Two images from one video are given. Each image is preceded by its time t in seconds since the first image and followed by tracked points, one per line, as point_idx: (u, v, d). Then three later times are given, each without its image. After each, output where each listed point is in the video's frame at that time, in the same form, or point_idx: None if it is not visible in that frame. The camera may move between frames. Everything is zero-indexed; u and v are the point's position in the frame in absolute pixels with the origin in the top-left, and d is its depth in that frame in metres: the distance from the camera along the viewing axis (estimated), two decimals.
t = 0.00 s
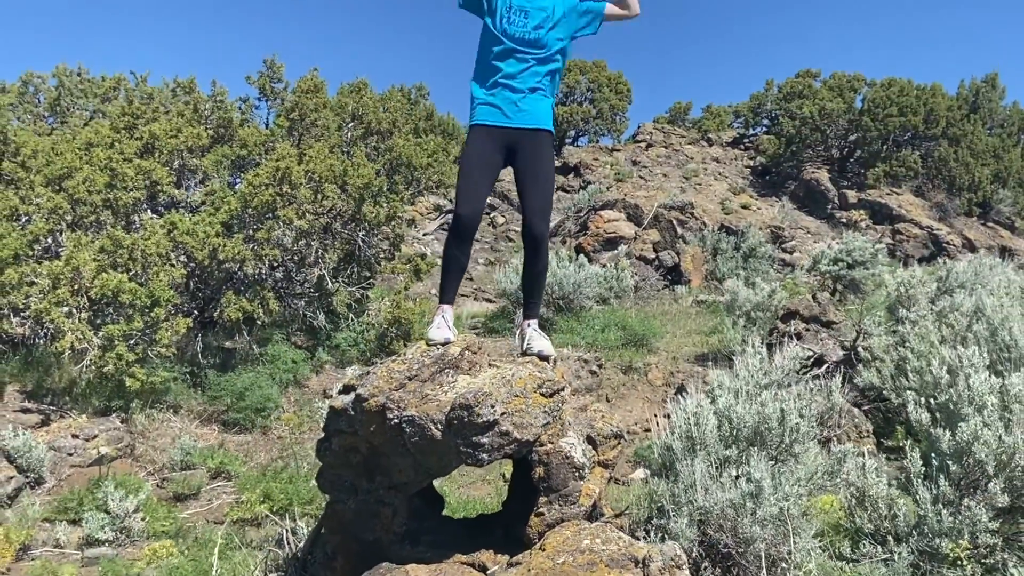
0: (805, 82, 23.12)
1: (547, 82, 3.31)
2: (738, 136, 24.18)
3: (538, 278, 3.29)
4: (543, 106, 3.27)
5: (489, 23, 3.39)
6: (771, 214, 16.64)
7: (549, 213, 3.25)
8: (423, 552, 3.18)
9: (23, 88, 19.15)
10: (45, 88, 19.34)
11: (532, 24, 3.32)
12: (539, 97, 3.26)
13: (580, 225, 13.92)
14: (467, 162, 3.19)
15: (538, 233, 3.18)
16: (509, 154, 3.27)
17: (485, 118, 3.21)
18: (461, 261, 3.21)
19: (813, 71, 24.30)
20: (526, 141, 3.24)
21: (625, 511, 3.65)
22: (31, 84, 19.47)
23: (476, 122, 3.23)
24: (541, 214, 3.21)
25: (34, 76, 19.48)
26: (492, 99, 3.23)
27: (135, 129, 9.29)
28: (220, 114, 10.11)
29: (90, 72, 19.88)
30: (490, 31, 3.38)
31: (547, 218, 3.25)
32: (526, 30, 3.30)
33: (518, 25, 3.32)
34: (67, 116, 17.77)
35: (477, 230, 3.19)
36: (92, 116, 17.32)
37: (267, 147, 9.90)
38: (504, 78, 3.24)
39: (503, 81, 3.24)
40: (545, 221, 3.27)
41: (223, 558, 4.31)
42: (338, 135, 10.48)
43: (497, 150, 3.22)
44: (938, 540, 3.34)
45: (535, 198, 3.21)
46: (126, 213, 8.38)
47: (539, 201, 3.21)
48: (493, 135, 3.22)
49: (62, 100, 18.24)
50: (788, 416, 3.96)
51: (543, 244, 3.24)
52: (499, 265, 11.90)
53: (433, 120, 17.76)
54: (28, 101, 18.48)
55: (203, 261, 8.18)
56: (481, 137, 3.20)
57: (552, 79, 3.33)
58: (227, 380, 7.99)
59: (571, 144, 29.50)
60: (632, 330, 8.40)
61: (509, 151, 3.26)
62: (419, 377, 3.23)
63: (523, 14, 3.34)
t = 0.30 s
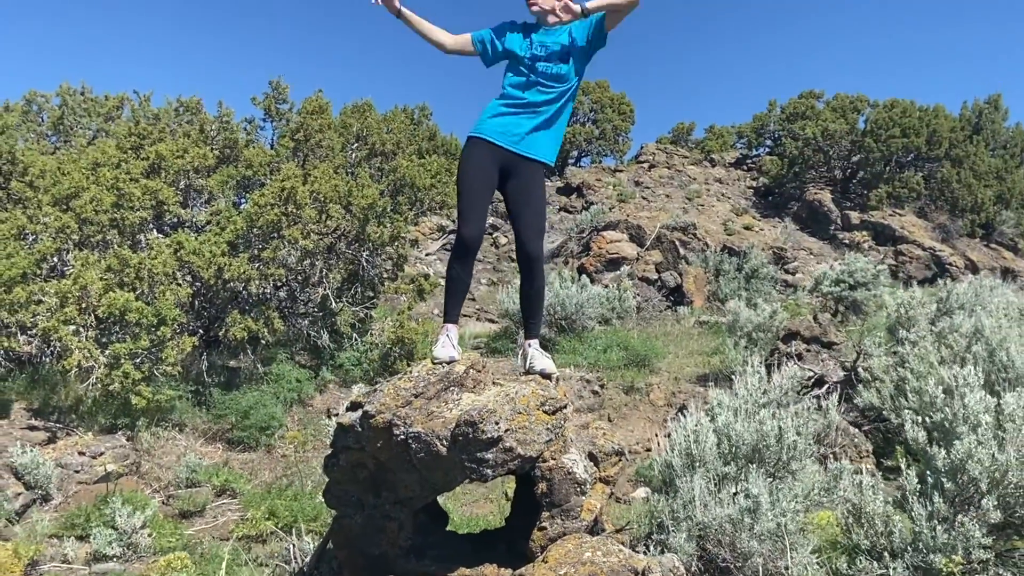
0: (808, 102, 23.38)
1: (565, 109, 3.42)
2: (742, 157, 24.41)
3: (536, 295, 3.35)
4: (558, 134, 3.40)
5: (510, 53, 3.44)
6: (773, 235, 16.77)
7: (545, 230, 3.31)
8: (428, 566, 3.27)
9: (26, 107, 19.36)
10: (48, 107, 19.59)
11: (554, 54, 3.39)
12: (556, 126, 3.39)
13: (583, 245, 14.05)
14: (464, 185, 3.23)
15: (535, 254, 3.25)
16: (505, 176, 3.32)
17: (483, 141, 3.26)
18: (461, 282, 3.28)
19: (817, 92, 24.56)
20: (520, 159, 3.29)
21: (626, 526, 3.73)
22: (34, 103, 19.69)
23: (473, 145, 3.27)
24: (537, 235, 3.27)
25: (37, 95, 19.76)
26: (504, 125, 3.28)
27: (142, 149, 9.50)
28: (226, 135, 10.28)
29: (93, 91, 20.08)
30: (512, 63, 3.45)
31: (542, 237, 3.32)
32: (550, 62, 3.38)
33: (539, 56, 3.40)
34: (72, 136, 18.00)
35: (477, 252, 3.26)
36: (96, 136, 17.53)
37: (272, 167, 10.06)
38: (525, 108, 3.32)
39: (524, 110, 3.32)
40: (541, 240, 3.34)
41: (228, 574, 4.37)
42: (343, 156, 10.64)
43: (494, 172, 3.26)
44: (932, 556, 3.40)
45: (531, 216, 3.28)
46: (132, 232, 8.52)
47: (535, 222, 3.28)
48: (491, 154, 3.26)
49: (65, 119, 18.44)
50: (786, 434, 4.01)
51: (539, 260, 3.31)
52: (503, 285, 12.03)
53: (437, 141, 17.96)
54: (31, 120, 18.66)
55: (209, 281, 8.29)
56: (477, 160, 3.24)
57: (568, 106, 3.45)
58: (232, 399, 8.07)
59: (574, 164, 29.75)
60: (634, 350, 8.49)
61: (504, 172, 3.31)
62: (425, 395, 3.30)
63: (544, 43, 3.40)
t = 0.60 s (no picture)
0: (812, 123, 23.56)
1: (548, 121, 3.50)
2: (746, 176, 24.58)
3: (541, 313, 3.45)
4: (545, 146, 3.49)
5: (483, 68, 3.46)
6: (777, 255, 16.85)
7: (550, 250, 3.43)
8: None
9: (31, 126, 19.58)
10: (53, 126, 19.83)
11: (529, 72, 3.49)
12: (542, 138, 3.46)
13: (586, 265, 14.15)
14: (470, 208, 3.32)
15: (542, 274, 3.37)
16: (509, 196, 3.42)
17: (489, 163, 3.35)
18: (469, 303, 3.36)
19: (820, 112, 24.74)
20: (524, 181, 3.40)
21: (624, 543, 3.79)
22: (38, 122, 19.92)
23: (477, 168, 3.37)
24: (543, 256, 3.39)
25: (43, 114, 20.01)
26: (496, 147, 3.38)
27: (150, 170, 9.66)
28: (232, 155, 10.42)
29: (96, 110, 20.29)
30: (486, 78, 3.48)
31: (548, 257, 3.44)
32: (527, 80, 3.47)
33: (516, 74, 3.46)
34: (77, 155, 18.21)
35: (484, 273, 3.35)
36: (101, 155, 17.73)
37: (277, 187, 10.19)
38: (510, 125, 3.39)
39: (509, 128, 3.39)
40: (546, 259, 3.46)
41: None
42: (347, 176, 10.78)
43: (499, 194, 3.37)
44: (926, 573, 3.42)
45: (537, 236, 3.39)
46: (139, 252, 8.63)
47: (541, 243, 3.39)
48: (496, 176, 3.36)
49: (70, 138, 18.64)
50: (783, 453, 4.12)
51: (544, 279, 3.42)
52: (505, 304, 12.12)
53: (441, 161, 18.14)
54: (35, 138, 18.83)
55: (214, 300, 8.40)
56: (485, 183, 3.34)
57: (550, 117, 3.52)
58: (237, 417, 8.15)
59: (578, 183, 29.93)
60: (636, 369, 8.56)
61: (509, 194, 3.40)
62: (428, 413, 3.37)
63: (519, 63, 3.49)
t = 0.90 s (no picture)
0: (817, 139, 23.71)
1: (519, 129, 3.57)
2: (751, 192, 24.71)
3: (531, 327, 3.56)
4: (522, 155, 3.57)
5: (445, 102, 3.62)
6: (780, 271, 16.94)
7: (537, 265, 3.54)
8: None
9: (37, 141, 19.79)
10: (59, 141, 20.03)
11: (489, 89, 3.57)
12: (516, 149, 3.55)
13: (589, 280, 14.26)
14: (457, 227, 3.48)
15: (529, 288, 3.49)
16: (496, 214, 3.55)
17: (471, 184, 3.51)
18: (461, 318, 3.49)
19: (825, 128, 24.88)
20: (510, 197, 3.51)
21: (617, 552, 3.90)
22: (45, 137, 20.14)
23: (463, 190, 3.53)
24: (531, 270, 3.50)
25: (49, 129, 20.25)
26: (471, 171, 3.53)
27: (156, 185, 9.82)
28: (237, 170, 10.57)
29: (102, 125, 20.49)
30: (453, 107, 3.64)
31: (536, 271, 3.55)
32: (486, 98, 3.56)
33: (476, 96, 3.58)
34: (82, 169, 18.40)
35: (475, 289, 3.47)
36: (107, 170, 17.91)
37: (282, 203, 10.34)
38: (479, 146, 3.54)
39: (477, 150, 3.54)
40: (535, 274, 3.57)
41: None
42: (351, 191, 10.92)
43: (484, 212, 3.53)
44: None
45: (524, 252, 3.51)
46: (144, 266, 8.77)
47: (529, 258, 3.51)
48: (480, 195, 3.51)
49: (76, 152, 18.83)
50: (774, 464, 4.20)
51: (533, 294, 3.53)
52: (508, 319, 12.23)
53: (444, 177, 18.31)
54: (42, 153, 19.02)
55: (219, 314, 8.52)
56: (470, 203, 3.50)
57: (520, 125, 3.58)
58: (241, 430, 8.25)
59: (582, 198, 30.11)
60: (637, 384, 8.65)
61: (496, 211, 3.54)
62: (427, 423, 3.46)
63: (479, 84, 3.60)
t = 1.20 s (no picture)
0: (822, 151, 23.84)
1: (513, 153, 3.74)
2: (756, 205, 24.81)
3: (527, 336, 3.67)
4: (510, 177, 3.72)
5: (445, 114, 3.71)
6: (784, 284, 17.02)
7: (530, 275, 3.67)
8: None
9: (42, 152, 19.96)
10: (63, 152, 20.20)
11: (489, 109, 3.70)
12: (509, 170, 3.70)
13: (592, 292, 14.38)
14: (453, 244, 3.55)
15: (525, 298, 3.60)
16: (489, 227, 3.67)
17: (467, 196, 3.59)
18: (459, 330, 3.60)
19: (831, 140, 24.99)
20: (502, 213, 3.65)
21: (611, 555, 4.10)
22: (50, 148, 20.32)
23: (457, 205, 3.60)
24: (524, 281, 3.63)
25: (53, 140, 20.44)
26: (467, 184, 3.61)
27: (161, 197, 9.97)
28: (241, 182, 10.72)
29: (107, 136, 20.67)
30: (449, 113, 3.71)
31: (529, 281, 3.68)
32: (484, 117, 3.68)
33: (476, 111, 3.69)
34: (87, 181, 18.58)
35: (472, 302, 3.58)
36: (111, 182, 18.07)
37: (286, 215, 10.48)
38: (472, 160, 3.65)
39: (469, 164, 3.64)
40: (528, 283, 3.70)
41: None
42: (354, 203, 11.06)
43: (478, 227, 3.61)
44: None
45: (517, 265, 3.63)
46: (149, 277, 8.91)
47: (521, 270, 3.64)
48: (476, 210, 3.60)
49: (80, 163, 18.97)
50: (764, 472, 4.36)
51: (528, 304, 3.65)
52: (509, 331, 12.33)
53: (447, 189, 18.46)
54: (46, 164, 19.17)
55: (221, 323, 8.66)
56: (466, 216, 3.58)
57: (512, 150, 3.73)
58: (244, 438, 8.35)
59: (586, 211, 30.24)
60: (637, 396, 8.73)
61: (488, 225, 3.66)
62: (424, 430, 3.57)
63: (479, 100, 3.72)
